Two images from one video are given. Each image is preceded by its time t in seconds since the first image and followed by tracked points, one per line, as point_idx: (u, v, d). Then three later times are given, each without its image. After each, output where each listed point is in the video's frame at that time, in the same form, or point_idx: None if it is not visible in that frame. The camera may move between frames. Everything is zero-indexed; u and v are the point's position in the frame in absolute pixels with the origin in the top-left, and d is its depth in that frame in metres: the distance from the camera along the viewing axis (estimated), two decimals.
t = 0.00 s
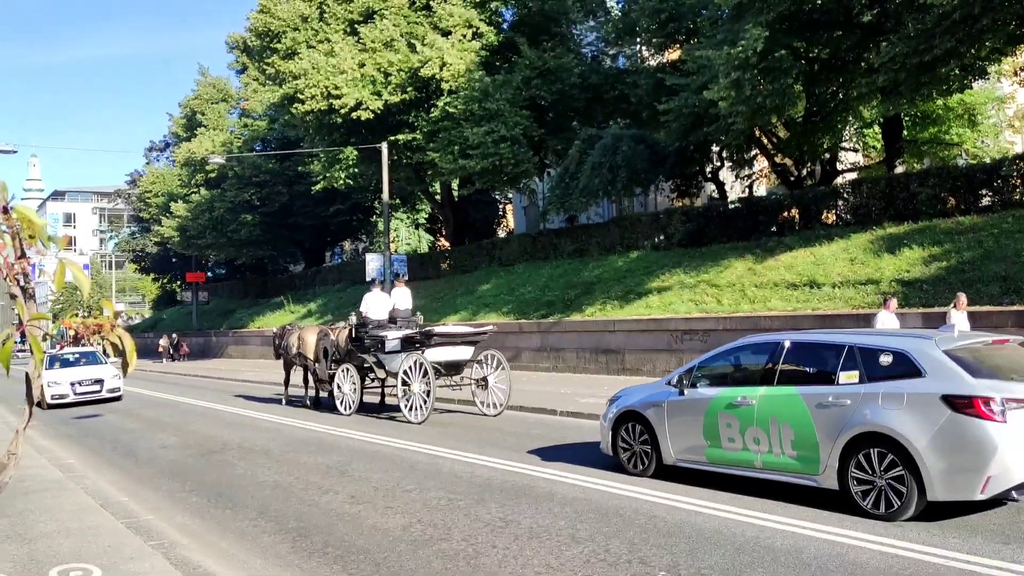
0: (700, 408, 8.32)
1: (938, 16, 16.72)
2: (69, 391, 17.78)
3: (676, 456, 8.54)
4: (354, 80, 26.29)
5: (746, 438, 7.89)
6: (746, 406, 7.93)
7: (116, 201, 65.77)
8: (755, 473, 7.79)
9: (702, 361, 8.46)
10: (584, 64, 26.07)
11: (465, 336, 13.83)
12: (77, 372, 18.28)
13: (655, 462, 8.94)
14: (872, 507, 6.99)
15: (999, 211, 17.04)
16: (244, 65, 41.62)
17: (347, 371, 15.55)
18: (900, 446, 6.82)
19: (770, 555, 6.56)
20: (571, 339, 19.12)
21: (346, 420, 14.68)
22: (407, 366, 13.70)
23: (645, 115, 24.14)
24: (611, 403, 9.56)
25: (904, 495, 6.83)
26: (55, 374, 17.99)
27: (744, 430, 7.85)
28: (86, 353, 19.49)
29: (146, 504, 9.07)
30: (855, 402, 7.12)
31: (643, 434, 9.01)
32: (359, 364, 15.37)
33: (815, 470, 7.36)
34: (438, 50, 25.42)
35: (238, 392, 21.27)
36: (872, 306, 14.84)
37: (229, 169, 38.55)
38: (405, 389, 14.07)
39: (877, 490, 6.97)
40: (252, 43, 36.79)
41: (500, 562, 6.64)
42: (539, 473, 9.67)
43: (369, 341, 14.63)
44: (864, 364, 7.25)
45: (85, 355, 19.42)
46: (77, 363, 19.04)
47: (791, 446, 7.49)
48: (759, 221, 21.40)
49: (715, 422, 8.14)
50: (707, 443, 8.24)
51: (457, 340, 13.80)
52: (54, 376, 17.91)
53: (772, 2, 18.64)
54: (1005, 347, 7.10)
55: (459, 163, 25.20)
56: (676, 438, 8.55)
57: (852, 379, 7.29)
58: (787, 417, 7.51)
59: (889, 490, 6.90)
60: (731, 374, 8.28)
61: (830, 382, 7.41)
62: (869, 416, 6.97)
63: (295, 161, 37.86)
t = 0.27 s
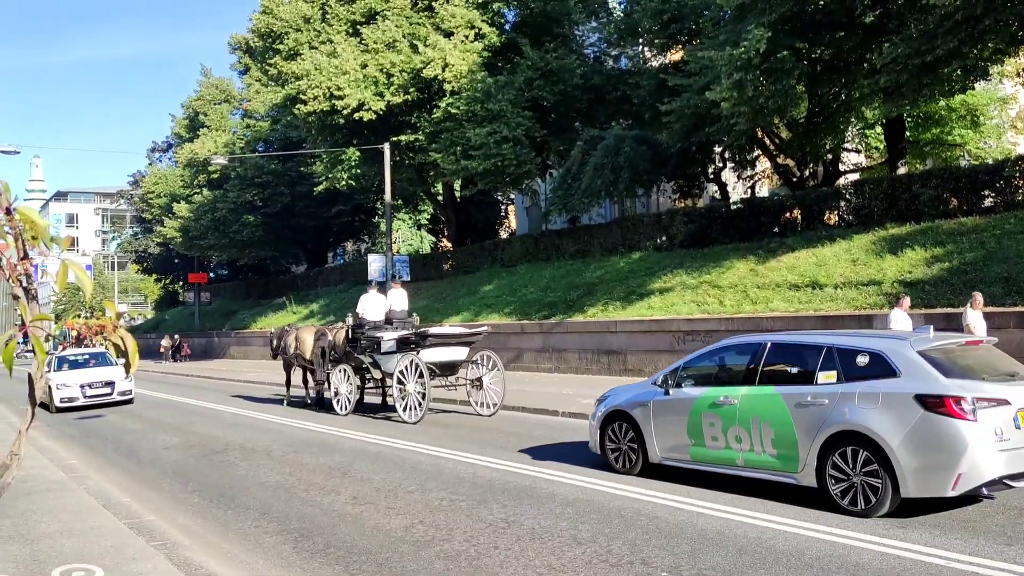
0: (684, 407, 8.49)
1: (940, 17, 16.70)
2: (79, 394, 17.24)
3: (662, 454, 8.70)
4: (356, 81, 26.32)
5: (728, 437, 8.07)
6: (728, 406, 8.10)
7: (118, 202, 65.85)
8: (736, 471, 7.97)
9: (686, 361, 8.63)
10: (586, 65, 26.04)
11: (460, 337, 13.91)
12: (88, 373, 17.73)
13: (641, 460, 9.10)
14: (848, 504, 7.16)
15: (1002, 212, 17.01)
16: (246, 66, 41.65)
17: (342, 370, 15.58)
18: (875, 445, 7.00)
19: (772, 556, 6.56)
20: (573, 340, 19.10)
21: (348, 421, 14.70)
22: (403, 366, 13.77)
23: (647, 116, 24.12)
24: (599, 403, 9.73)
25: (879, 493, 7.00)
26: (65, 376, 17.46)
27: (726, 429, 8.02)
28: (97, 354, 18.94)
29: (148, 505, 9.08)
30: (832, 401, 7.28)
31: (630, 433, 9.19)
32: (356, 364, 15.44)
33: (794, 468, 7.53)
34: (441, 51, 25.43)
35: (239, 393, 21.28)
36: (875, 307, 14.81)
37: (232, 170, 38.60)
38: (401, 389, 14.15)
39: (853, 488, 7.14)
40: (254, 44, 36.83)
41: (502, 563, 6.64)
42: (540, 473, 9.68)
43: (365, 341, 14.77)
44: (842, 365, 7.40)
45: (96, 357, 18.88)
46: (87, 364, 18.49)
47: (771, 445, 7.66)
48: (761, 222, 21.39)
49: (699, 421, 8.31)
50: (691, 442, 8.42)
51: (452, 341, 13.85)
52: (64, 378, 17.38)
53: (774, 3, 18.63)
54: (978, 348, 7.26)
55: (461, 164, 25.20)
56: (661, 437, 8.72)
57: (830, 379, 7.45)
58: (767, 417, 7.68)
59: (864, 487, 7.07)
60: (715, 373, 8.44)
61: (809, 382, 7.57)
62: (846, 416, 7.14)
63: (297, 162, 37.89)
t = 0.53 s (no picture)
0: (668, 406, 8.80)
1: (939, 19, 16.81)
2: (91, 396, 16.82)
3: (648, 452, 9.01)
4: (359, 84, 26.48)
5: (710, 435, 8.38)
6: (710, 405, 8.41)
7: (122, 204, 66.07)
8: (717, 468, 8.28)
9: (671, 362, 8.93)
10: (587, 67, 26.12)
11: (456, 337, 14.07)
12: (101, 375, 17.30)
13: (627, 458, 9.40)
14: (824, 500, 7.44)
15: (1002, 214, 17.11)
16: (249, 68, 41.82)
17: (339, 370, 15.73)
18: (850, 442, 7.30)
19: (771, 556, 6.68)
20: (575, 341, 19.20)
21: (351, 421, 14.83)
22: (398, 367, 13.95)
23: (648, 118, 24.24)
24: (586, 402, 10.03)
25: (854, 489, 7.29)
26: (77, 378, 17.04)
27: (707, 427, 8.33)
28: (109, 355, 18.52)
29: (154, 505, 9.22)
30: (809, 400, 7.57)
31: (616, 431, 9.50)
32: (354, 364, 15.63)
33: (773, 464, 7.83)
34: (443, 53, 25.63)
35: (243, 394, 21.41)
36: (874, 308, 14.91)
37: (235, 171, 38.78)
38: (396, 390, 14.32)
39: (829, 484, 7.43)
40: (257, 46, 37.04)
41: (503, 563, 6.76)
42: (541, 473, 9.82)
43: (362, 342, 15.00)
44: (818, 364, 7.70)
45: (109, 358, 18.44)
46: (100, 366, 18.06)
47: (751, 443, 7.97)
48: (761, 224, 21.53)
49: (682, 420, 8.62)
50: (674, 440, 8.73)
51: (447, 342, 14.05)
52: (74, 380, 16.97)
53: (774, 6, 18.76)
54: (951, 350, 7.56)
55: (464, 165, 25.34)
56: (646, 435, 9.02)
57: (807, 379, 7.74)
58: (747, 416, 7.98)
59: (840, 483, 7.37)
60: (698, 373, 8.75)
61: (787, 381, 7.86)
62: (822, 414, 7.43)
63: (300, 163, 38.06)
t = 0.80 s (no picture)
0: (655, 406, 8.92)
1: (944, 19, 16.71)
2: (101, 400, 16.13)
3: (635, 452, 9.14)
4: (361, 83, 26.40)
5: (695, 434, 8.50)
6: (696, 405, 8.53)
7: (123, 204, 65.97)
8: (702, 468, 8.39)
9: (658, 363, 9.06)
10: (590, 67, 25.96)
11: (450, 338, 14.01)
12: (110, 378, 16.61)
13: (614, 458, 9.52)
14: (805, 498, 7.57)
15: (1006, 214, 17.02)
16: (251, 69, 41.76)
17: (335, 371, 15.71)
18: (829, 441, 7.43)
19: (775, 558, 6.61)
20: (576, 342, 19.12)
21: (351, 421, 14.78)
22: (393, 368, 13.96)
23: (651, 118, 24.15)
24: (577, 403, 10.15)
25: (833, 487, 7.41)
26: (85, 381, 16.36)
27: (693, 427, 8.45)
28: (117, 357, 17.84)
29: (153, 506, 9.14)
30: (790, 400, 7.72)
31: (605, 431, 9.60)
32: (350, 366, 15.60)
33: (755, 464, 7.95)
34: (445, 53, 25.43)
35: (243, 395, 21.33)
36: (878, 309, 14.81)
37: (236, 172, 38.69)
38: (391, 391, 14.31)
39: (810, 483, 7.56)
40: (258, 46, 36.96)
41: (505, 565, 6.68)
42: (541, 474, 9.77)
43: (357, 344, 14.96)
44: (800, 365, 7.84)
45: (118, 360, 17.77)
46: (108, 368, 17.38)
47: (735, 442, 8.08)
48: (765, 224, 21.47)
49: (668, 419, 8.75)
50: (661, 439, 8.84)
51: (443, 343, 13.98)
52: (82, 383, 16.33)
53: (777, 5, 18.66)
54: (929, 350, 7.71)
55: (465, 166, 25.27)
56: (634, 436, 9.15)
57: (789, 379, 7.87)
58: (732, 415, 8.10)
59: (820, 482, 7.49)
60: (686, 374, 8.89)
61: (770, 382, 8.00)
62: (802, 413, 7.57)
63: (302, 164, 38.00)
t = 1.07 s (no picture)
0: (642, 406, 9.00)
1: (946, 19, 16.68)
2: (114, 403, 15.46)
3: (623, 450, 9.22)
4: (363, 84, 26.40)
5: (681, 433, 8.58)
6: (681, 404, 8.62)
7: (125, 205, 66.00)
8: (687, 466, 8.47)
9: (645, 363, 9.14)
10: (592, 67, 25.93)
11: (446, 338, 13.99)
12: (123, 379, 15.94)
13: (604, 457, 9.60)
14: (786, 497, 7.67)
15: (1009, 214, 16.99)
16: (253, 69, 41.72)
17: (331, 371, 15.70)
18: (809, 440, 7.51)
19: (778, 560, 6.57)
20: (578, 342, 19.06)
21: (351, 422, 14.75)
22: (388, 368, 13.99)
23: (652, 118, 24.13)
24: (567, 402, 10.24)
25: (813, 486, 7.50)
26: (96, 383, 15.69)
27: (678, 426, 8.54)
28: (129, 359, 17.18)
29: (153, 507, 9.11)
30: (772, 400, 7.78)
31: (594, 431, 9.69)
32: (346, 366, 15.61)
33: (739, 462, 8.02)
34: (447, 53, 25.37)
35: (244, 395, 21.31)
36: (882, 309, 14.77)
37: (238, 172, 38.70)
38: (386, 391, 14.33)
39: (790, 481, 7.66)
40: (260, 46, 36.96)
41: (506, 566, 6.63)
42: (540, 475, 9.75)
43: (354, 344, 14.99)
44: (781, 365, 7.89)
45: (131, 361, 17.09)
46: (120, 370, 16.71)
47: (719, 441, 8.16)
48: (767, 225, 21.44)
49: (655, 419, 8.83)
50: (648, 439, 8.93)
51: (437, 343, 14.01)
52: (92, 383, 15.66)
53: (779, 5, 18.63)
54: (909, 350, 7.75)
55: (467, 166, 25.25)
56: (622, 434, 9.24)
57: (771, 379, 7.94)
58: (715, 415, 8.18)
59: (800, 480, 7.58)
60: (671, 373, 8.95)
61: (752, 382, 8.05)
62: (782, 413, 7.64)
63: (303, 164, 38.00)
